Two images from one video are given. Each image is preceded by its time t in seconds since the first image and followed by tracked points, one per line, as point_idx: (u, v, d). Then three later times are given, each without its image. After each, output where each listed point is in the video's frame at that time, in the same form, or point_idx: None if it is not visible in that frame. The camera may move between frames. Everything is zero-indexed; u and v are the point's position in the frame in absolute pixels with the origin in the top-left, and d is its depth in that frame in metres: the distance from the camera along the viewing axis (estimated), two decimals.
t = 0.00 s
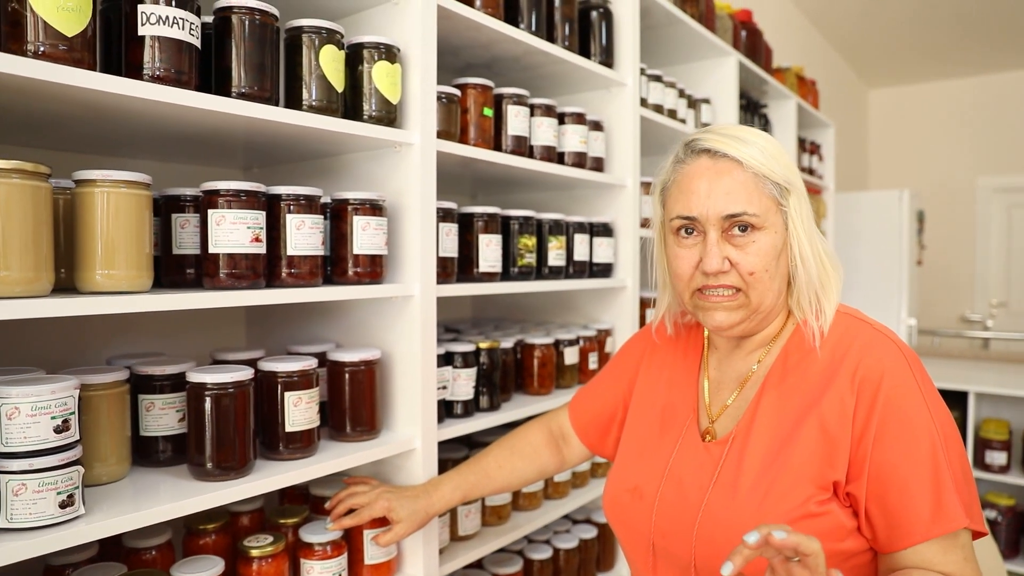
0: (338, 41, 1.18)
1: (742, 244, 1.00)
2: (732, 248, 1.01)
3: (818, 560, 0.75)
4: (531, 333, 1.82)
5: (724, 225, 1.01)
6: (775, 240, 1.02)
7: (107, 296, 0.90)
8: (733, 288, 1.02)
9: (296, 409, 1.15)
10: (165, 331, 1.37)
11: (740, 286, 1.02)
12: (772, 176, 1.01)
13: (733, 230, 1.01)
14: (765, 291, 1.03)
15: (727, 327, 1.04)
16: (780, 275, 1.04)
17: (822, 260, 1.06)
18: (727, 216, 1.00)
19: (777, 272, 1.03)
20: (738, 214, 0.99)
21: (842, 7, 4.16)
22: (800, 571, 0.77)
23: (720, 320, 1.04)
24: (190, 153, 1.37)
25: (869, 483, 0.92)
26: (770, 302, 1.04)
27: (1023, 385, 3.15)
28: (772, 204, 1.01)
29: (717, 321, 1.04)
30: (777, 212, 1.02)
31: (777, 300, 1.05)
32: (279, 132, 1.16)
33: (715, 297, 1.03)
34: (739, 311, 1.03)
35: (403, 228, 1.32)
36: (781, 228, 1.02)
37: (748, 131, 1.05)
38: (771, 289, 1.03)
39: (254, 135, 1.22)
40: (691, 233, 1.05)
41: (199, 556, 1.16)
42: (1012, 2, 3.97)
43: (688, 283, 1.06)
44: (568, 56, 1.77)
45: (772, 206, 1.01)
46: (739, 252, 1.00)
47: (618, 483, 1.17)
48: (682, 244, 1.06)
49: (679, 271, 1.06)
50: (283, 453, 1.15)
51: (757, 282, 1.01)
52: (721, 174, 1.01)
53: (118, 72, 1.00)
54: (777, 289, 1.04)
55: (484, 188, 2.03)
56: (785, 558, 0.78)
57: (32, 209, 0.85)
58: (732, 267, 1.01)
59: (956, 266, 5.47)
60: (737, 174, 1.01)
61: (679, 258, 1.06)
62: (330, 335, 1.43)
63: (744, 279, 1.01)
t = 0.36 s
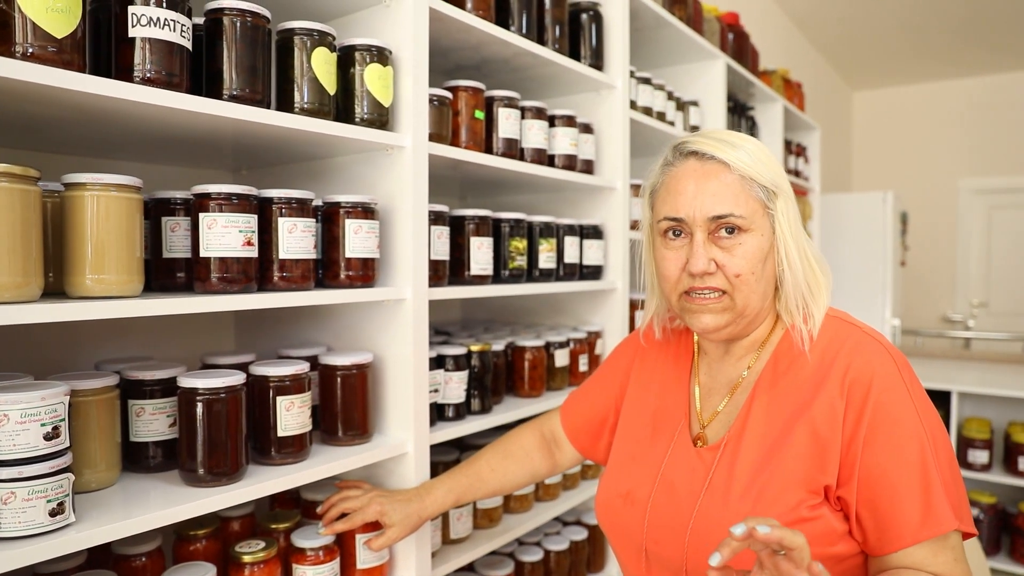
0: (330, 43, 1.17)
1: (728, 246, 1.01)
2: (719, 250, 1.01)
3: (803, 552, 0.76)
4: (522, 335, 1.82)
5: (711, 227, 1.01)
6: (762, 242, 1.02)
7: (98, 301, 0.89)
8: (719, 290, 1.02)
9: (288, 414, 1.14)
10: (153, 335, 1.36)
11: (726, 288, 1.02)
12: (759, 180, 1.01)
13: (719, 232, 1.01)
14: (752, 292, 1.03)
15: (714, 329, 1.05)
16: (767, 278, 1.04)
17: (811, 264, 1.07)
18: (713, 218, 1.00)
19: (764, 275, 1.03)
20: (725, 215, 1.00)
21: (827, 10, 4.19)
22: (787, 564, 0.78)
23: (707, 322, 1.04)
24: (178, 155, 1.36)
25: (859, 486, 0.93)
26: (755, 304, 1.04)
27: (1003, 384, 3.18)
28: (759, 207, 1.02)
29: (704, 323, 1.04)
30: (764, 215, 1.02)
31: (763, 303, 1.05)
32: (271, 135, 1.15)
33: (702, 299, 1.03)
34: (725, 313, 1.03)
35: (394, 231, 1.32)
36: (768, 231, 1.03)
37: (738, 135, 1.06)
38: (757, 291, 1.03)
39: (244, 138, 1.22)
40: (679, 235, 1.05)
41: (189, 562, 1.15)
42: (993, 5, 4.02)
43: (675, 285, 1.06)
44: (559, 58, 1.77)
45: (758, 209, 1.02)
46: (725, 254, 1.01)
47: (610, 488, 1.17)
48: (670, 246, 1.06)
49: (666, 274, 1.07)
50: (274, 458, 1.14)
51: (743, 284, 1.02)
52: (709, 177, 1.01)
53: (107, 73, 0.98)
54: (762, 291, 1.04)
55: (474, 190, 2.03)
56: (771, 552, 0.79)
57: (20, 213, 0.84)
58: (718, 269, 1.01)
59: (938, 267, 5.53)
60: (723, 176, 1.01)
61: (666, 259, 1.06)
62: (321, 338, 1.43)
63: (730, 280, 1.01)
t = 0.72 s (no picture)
0: (325, 42, 1.17)
1: (714, 242, 1.01)
2: (706, 245, 1.02)
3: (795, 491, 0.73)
4: (514, 335, 1.82)
5: (698, 222, 1.02)
6: (750, 239, 1.02)
7: (94, 301, 0.88)
8: (706, 286, 1.02)
9: (284, 415, 1.13)
10: (145, 336, 1.34)
11: (712, 284, 1.02)
12: (750, 177, 1.02)
13: (707, 227, 1.02)
14: (739, 288, 1.02)
15: (700, 326, 1.04)
16: (756, 276, 1.04)
17: (807, 265, 1.08)
18: (700, 212, 1.01)
19: (752, 272, 1.03)
20: (711, 210, 1.01)
21: (813, 12, 4.23)
22: (775, 499, 0.75)
23: (693, 319, 1.04)
24: (170, 154, 1.34)
25: (856, 486, 0.94)
26: (743, 302, 1.04)
27: (984, 382, 3.22)
28: (749, 204, 1.02)
29: (690, 320, 1.04)
30: (753, 213, 1.03)
31: (751, 302, 1.05)
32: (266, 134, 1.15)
33: (689, 295, 1.04)
34: (711, 310, 1.03)
35: (390, 231, 1.31)
36: (758, 228, 1.03)
37: (734, 136, 1.07)
38: (744, 289, 1.03)
39: (238, 136, 1.21)
40: (669, 230, 1.06)
41: (184, 565, 1.14)
42: (975, 9, 4.08)
43: (664, 280, 1.07)
44: (551, 59, 1.77)
45: (748, 206, 1.02)
46: (711, 249, 1.01)
47: (608, 487, 1.18)
48: (661, 241, 1.07)
49: (656, 268, 1.08)
50: (270, 459, 1.13)
51: (729, 279, 1.02)
52: (699, 173, 1.03)
53: (102, 72, 0.97)
54: (749, 290, 1.04)
55: (466, 190, 2.03)
56: (762, 487, 0.76)
57: (16, 212, 0.83)
58: (704, 264, 1.02)
59: (921, 266, 5.60)
60: (712, 173, 1.02)
61: (656, 254, 1.07)
62: (315, 338, 1.42)
63: (716, 275, 1.01)
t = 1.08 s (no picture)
0: (322, 39, 1.17)
1: (700, 238, 1.02)
2: (692, 241, 1.03)
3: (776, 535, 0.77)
4: (507, 334, 1.82)
5: (685, 219, 1.03)
6: (738, 236, 1.03)
7: (92, 299, 0.87)
8: (692, 281, 1.04)
9: (281, 413, 1.13)
10: (137, 335, 1.33)
11: (698, 279, 1.03)
12: (736, 174, 1.02)
13: (693, 223, 1.02)
14: (726, 283, 1.03)
15: (688, 321, 1.06)
16: (745, 273, 1.05)
17: (801, 262, 1.09)
18: (686, 209, 1.02)
19: (739, 268, 1.04)
20: (697, 207, 1.01)
21: (798, 14, 4.27)
22: (758, 539, 0.79)
23: (681, 314, 1.06)
24: (163, 151, 1.33)
25: (852, 482, 0.95)
26: (730, 298, 1.04)
27: (967, 379, 3.26)
28: (734, 200, 1.03)
29: (679, 315, 1.06)
30: (740, 209, 1.03)
31: (739, 298, 1.06)
32: (264, 131, 1.14)
33: (677, 290, 1.05)
34: (698, 305, 1.05)
35: (386, 229, 1.31)
36: (746, 224, 1.04)
37: (727, 134, 1.07)
38: (731, 285, 1.04)
39: (233, 134, 1.20)
40: (659, 227, 1.08)
41: (180, 565, 1.13)
42: (957, 12, 4.13)
43: (654, 276, 1.09)
44: (544, 58, 1.78)
45: (734, 202, 1.03)
46: (697, 246, 1.02)
47: (607, 485, 1.19)
48: (650, 238, 1.09)
49: (647, 264, 1.10)
50: (267, 458, 1.13)
51: (714, 275, 1.02)
52: (686, 171, 1.04)
53: (98, 68, 0.96)
54: (737, 286, 1.04)
55: (458, 189, 2.03)
56: (745, 527, 0.80)
57: (13, 209, 0.82)
58: (690, 260, 1.03)
59: (903, 266, 5.67)
60: (698, 170, 1.03)
61: (645, 250, 1.09)
62: (310, 337, 1.42)
63: (702, 271, 1.03)
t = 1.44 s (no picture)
0: (319, 37, 1.17)
1: (710, 225, 1.05)
2: (701, 228, 1.05)
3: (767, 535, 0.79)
4: (499, 331, 1.84)
5: (696, 206, 1.05)
6: (745, 226, 1.06)
7: (92, 296, 0.87)
8: (697, 268, 1.06)
9: (279, 410, 1.13)
10: (129, 333, 1.33)
11: (702, 266, 1.05)
12: (749, 167, 1.05)
13: (705, 211, 1.05)
14: (728, 273, 1.06)
15: (691, 306, 1.08)
16: (746, 264, 1.07)
17: (800, 258, 1.11)
18: (698, 196, 1.05)
19: (744, 258, 1.07)
20: (709, 195, 1.04)
21: (781, 17, 4.32)
22: (752, 539, 0.80)
23: (685, 299, 1.07)
24: (155, 148, 1.33)
25: (847, 474, 0.98)
26: (732, 287, 1.07)
27: (946, 376, 3.33)
28: (745, 192, 1.06)
29: (683, 300, 1.08)
30: (750, 201, 1.06)
31: (739, 288, 1.08)
32: (261, 129, 1.15)
33: (682, 275, 1.07)
34: (701, 291, 1.07)
35: (381, 226, 1.32)
36: (753, 216, 1.06)
37: (739, 129, 1.10)
38: (733, 273, 1.06)
39: (228, 131, 1.20)
40: (668, 213, 1.10)
41: (176, 563, 1.13)
42: (935, 15, 4.21)
43: (660, 261, 1.10)
44: (535, 58, 1.79)
45: (745, 194, 1.06)
46: (706, 233, 1.05)
47: (603, 479, 1.20)
48: (659, 223, 1.11)
49: (653, 250, 1.11)
50: (264, 455, 1.13)
51: (720, 263, 1.05)
52: (701, 160, 1.06)
53: (96, 64, 0.96)
54: (738, 276, 1.07)
55: (449, 188, 2.04)
56: (740, 528, 0.82)
57: (13, 205, 0.82)
58: (698, 246, 1.05)
59: (883, 265, 5.75)
60: (713, 160, 1.06)
61: (653, 236, 1.11)
62: (304, 334, 1.42)
63: (708, 259, 1.05)
